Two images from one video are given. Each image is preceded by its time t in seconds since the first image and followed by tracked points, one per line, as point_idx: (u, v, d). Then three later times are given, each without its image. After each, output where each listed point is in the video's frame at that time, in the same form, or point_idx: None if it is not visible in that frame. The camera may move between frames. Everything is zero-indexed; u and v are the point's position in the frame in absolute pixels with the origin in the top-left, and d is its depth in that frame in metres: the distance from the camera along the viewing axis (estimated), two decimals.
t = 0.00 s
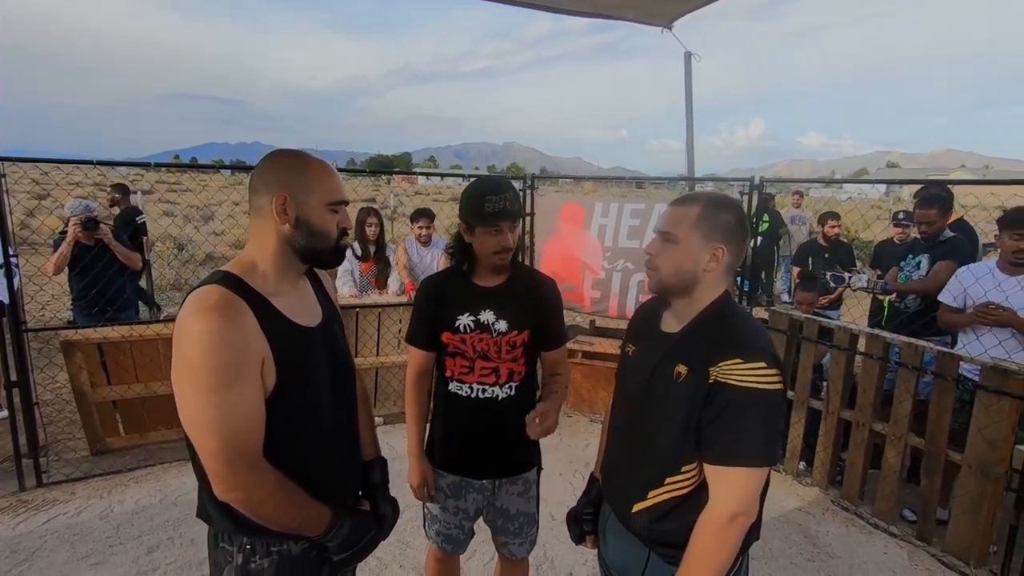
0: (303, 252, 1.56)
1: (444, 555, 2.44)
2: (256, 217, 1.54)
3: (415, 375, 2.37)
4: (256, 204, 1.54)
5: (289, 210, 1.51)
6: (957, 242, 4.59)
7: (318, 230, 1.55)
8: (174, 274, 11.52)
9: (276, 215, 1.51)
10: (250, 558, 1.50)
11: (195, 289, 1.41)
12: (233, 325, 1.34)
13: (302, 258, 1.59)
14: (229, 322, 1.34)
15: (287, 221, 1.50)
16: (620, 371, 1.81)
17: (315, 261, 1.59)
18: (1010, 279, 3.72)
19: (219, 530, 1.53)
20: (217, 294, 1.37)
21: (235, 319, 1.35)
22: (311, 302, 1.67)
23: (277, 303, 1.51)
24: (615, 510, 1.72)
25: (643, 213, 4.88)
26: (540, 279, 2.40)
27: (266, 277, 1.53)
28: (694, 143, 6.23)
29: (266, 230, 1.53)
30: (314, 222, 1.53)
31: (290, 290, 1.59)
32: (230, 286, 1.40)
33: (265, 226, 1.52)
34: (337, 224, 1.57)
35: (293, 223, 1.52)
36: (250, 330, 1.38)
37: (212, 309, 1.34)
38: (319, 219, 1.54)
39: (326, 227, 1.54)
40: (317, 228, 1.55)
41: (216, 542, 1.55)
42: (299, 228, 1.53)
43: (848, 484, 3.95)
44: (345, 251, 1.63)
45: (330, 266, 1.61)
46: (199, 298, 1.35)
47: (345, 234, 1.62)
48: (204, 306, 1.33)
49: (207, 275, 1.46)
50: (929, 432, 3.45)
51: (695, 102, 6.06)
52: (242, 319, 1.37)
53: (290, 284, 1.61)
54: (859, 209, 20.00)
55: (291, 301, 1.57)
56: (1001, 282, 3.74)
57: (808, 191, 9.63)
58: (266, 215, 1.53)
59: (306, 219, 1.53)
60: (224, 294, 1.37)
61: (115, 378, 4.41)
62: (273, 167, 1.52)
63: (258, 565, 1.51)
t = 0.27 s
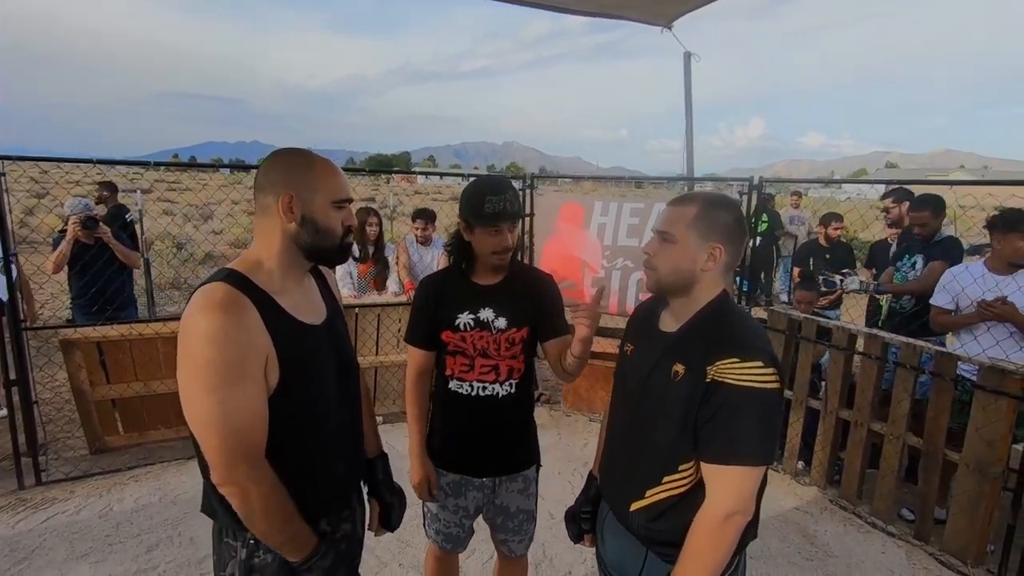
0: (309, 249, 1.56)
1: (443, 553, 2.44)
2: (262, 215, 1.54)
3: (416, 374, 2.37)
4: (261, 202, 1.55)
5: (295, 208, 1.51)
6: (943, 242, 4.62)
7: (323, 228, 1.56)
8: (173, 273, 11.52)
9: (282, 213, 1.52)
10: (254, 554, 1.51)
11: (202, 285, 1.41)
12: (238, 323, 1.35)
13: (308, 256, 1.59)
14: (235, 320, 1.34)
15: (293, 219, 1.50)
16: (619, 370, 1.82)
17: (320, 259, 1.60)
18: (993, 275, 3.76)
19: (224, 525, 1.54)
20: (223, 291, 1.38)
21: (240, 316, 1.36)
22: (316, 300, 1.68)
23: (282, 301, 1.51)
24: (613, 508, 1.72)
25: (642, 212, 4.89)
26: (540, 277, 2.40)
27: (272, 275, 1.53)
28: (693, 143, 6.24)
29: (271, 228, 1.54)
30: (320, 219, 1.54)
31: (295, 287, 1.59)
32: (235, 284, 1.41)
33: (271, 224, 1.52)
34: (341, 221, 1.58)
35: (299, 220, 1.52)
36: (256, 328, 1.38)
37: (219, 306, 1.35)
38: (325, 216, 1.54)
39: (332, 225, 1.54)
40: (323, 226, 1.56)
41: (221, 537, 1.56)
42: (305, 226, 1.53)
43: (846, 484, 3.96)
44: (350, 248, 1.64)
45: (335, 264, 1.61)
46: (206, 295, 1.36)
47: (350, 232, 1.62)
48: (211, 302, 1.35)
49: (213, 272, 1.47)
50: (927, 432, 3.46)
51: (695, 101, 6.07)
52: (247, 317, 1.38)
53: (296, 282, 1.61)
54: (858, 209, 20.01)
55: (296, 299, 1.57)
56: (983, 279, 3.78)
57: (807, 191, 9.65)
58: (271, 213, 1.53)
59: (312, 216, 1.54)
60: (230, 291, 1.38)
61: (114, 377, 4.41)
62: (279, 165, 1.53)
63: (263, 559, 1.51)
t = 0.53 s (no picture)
0: (319, 242, 1.58)
1: (445, 548, 2.45)
2: (272, 208, 1.56)
3: (417, 370, 2.38)
4: (271, 196, 1.56)
5: (305, 202, 1.52)
6: (940, 238, 4.62)
7: (333, 221, 1.57)
8: (174, 269, 11.51)
9: (292, 206, 1.53)
10: (261, 542, 1.56)
11: (219, 272, 1.45)
12: (245, 316, 1.37)
13: (318, 249, 1.61)
14: (243, 313, 1.37)
15: (303, 212, 1.52)
16: (620, 365, 1.82)
17: (329, 252, 1.61)
18: (990, 271, 3.77)
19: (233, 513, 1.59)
20: (235, 282, 1.40)
21: (249, 310, 1.38)
22: (324, 294, 1.69)
23: (291, 294, 1.53)
24: (614, 502, 1.73)
25: (642, 208, 4.89)
26: (540, 273, 2.40)
27: (283, 268, 1.55)
28: (694, 139, 6.24)
29: (282, 222, 1.55)
30: (330, 213, 1.55)
31: (304, 280, 1.61)
32: (247, 275, 1.44)
33: (281, 218, 1.53)
34: (351, 215, 1.59)
35: (308, 214, 1.54)
36: (262, 322, 1.41)
37: (230, 297, 1.38)
38: (335, 209, 1.56)
39: (341, 219, 1.56)
40: (333, 219, 1.57)
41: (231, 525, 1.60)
42: (315, 220, 1.55)
43: (846, 480, 3.97)
44: (359, 242, 1.65)
45: (344, 258, 1.63)
46: (217, 284, 1.39)
47: (359, 225, 1.64)
48: (222, 293, 1.37)
49: (224, 264, 1.48)
50: (927, 427, 3.47)
51: (696, 97, 6.06)
52: (256, 311, 1.40)
53: (305, 275, 1.63)
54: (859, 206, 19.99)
55: (305, 293, 1.59)
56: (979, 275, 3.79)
57: (808, 188, 9.63)
58: (281, 207, 1.54)
59: (322, 210, 1.55)
60: (241, 283, 1.41)
61: (115, 372, 4.42)
62: (290, 159, 1.54)
63: (269, 548, 1.57)
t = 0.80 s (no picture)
0: (322, 232, 1.59)
1: (449, 538, 2.46)
2: (276, 198, 1.57)
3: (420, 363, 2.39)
4: (275, 186, 1.58)
5: (309, 192, 1.54)
6: (937, 231, 4.57)
7: (336, 211, 1.59)
8: (176, 268, 11.53)
9: (295, 196, 1.55)
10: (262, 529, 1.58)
11: (225, 260, 1.46)
12: (249, 302, 1.39)
13: (322, 239, 1.62)
14: (247, 300, 1.39)
15: (306, 202, 1.53)
16: (622, 354, 1.83)
17: (332, 242, 1.63)
18: (992, 262, 3.75)
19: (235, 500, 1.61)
20: (240, 270, 1.42)
21: (253, 297, 1.40)
22: (327, 284, 1.71)
23: (294, 282, 1.54)
24: (615, 490, 1.74)
25: (644, 203, 4.89)
26: (545, 266, 2.41)
27: (287, 257, 1.57)
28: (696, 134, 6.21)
29: (285, 212, 1.57)
30: (332, 203, 1.57)
31: (308, 270, 1.62)
32: (251, 263, 1.45)
33: (285, 207, 1.55)
34: (353, 205, 1.61)
35: (311, 204, 1.55)
36: (266, 309, 1.42)
37: (233, 284, 1.39)
38: (338, 200, 1.57)
39: (343, 209, 1.57)
40: (336, 209, 1.59)
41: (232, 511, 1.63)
42: (318, 209, 1.56)
43: (849, 472, 3.97)
44: (362, 232, 1.67)
45: (347, 248, 1.64)
46: (222, 272, 1.41)
47: (361, 216, 1.66)
48: (226, 280, 1.39)
49: (229, 253, 1.51)
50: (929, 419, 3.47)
51: (697, 92, 6.04)
52: (260, 298, 1.41)
53: (310, 264, 1.64)
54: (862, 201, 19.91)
55: (310, 282, 1.61)
56: (981, 267, 3.77)
57: (810, 183, 9.60)
58: (285, 197, 1.57)
59: (324, 200, 1.57)
60: (245, 271, 1.42)
61: (119, 369, 4.44)
62: (295, 149, 1.56)
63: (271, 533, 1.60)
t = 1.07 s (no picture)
0: (321, 225, 1.61)
1: (457, 535, 2.46)
2: (274, 192, 1.58)
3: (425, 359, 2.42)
4: (272, 180, 1.58)
5: (307, 185, 1.55)
6: (936, 228, 4.54)
7: (334, 203, 1.60)
8: (180, 272, 11.58)
9: (293, 189, 1.55)
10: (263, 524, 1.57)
11: (223, 255, 1.47)
12: (249, 292, 1.40)
13: (321, 232, 1.64)
14: (246, 290, 1.39)
15: (304, 195, 1.54)
16: (626, 347, 1.83)
17: (332, 235, 1.64)
18: (997, 255, 3.73)
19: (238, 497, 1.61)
20: (238, 263, 1.43)
21: (252, 287, 1.41)
22: (328, 277, 1.72)
23: (295, 275, 1.55)
24: (621, 482, 1.74)
25: (646, 201, 4.90)
26: (552, 262, 2.41)
27: (286, 250, 1.58)
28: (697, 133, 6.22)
29: (284, 205, 1.58)
30: (331, 196, 1.58)
31: (308, 263, 1.64)
32: (250, 256, 1.46)
33: (284, 201, 1.56)
34: (350, 196, 1.62)
35: (310, 197, 1.56)
36: (266, 299, 1.43)
37: (233, 276, 1.40)
38: (336, 192, 1.58)
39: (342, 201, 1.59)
40: (334, 201, 1.60)
41: (235, 507, 1.63)
42: (316, 202, 1.57)
43: (855, 469, 3.95)
44: (357, 222, 1.68)
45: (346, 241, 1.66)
46: (221, 265, 1.42)
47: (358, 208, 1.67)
48: (226, 272, 1.40)
49: (230, 247, 1.51)
50: (935, 414, 3.46)
51: (698, 91, 6.05)
52: (260, 289, 1.42)
53: (309, 258, 1.66)
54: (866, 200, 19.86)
55: (309, 275, 1.62)
56: (986, 261, 3.75)
57: (813, 181, 9.59)
58: (282, 191, 1.57)
59: (323, 193, 1.58)
60: (244, 263, 1.43)
61: (125, 371, 4.46)
62: (292, 142, 1.57)
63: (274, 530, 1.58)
